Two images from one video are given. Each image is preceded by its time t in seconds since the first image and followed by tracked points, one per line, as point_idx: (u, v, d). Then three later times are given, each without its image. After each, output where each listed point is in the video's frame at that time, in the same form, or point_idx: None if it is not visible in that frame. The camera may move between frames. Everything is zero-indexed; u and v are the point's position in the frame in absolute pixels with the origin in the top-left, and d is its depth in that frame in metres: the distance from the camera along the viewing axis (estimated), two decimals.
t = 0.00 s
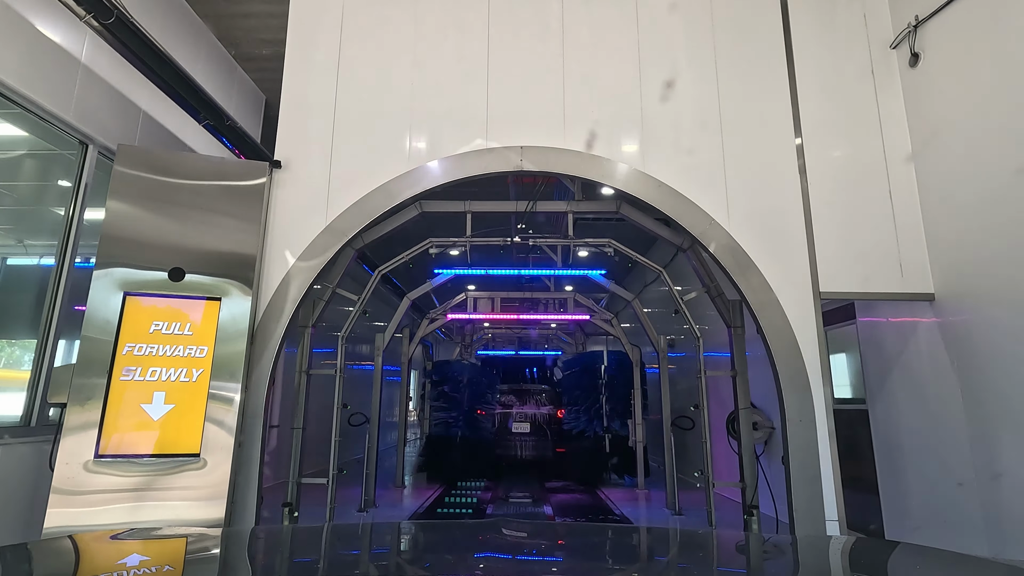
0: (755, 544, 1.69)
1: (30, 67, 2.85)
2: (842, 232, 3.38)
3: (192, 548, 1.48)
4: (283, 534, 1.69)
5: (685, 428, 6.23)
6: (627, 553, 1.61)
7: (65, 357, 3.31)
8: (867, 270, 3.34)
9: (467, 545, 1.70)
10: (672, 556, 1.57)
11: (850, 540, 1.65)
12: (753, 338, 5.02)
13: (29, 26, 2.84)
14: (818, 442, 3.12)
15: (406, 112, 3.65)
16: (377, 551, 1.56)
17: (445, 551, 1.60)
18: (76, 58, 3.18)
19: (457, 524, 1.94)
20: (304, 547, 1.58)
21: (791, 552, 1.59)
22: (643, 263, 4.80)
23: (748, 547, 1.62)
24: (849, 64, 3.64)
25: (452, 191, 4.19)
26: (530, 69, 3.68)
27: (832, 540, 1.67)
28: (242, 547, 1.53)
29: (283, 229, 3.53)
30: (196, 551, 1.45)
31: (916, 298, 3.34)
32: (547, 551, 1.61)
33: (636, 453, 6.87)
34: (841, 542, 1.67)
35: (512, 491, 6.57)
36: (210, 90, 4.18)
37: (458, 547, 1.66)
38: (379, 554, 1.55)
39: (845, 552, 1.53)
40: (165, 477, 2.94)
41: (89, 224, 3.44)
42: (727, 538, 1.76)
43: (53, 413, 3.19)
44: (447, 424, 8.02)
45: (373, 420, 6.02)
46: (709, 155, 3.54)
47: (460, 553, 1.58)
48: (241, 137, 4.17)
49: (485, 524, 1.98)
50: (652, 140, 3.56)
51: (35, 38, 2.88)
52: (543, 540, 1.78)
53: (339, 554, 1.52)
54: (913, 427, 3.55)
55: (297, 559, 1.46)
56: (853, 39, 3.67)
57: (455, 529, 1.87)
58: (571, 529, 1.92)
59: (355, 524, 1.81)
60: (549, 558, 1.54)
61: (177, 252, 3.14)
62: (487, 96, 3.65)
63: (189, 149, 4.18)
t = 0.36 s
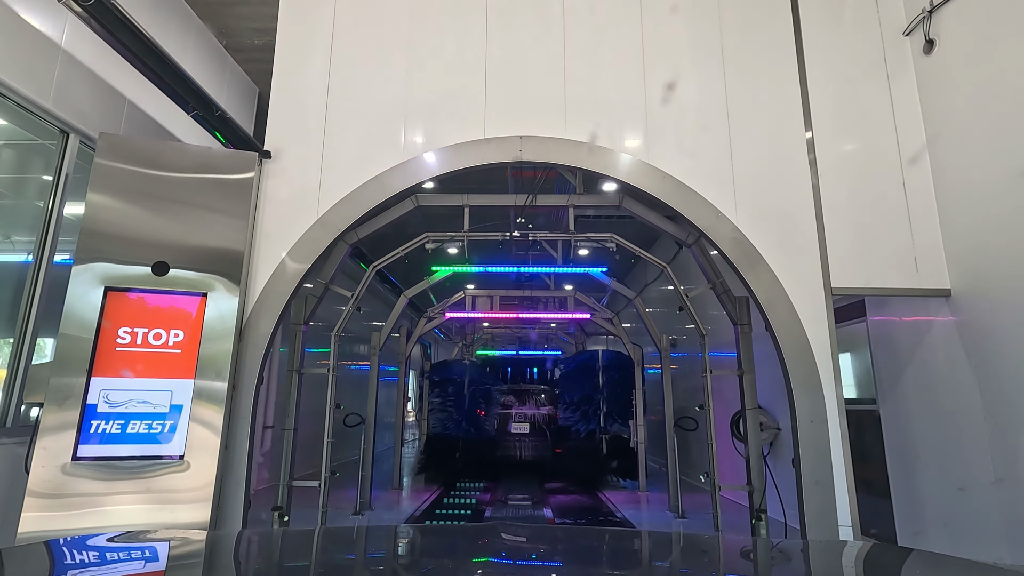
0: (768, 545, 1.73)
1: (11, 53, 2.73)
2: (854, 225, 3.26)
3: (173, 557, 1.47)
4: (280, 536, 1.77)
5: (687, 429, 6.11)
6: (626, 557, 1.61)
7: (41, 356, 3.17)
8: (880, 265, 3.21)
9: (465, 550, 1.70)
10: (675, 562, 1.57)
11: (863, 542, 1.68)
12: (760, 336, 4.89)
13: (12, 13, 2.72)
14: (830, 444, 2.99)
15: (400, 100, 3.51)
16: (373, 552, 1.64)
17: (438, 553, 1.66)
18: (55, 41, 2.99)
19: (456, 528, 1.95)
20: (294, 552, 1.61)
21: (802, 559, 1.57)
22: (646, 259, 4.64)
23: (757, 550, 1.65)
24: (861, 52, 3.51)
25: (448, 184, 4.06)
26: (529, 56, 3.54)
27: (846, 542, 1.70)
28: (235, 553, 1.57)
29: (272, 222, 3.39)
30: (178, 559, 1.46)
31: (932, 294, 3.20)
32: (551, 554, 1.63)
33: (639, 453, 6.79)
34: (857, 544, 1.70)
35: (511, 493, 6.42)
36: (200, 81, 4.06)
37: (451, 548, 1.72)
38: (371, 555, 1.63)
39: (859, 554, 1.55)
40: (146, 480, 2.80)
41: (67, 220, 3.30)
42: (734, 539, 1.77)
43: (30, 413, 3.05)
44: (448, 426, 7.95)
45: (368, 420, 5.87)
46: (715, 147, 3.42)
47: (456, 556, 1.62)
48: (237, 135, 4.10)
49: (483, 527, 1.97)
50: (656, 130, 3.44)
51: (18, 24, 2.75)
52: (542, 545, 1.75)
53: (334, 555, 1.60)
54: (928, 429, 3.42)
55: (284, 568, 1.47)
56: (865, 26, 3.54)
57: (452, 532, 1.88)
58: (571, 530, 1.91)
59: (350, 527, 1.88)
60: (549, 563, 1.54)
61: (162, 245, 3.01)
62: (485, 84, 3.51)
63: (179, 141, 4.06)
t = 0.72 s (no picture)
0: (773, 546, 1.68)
1: None
2: (861, 222, 3.18)
3: (162, 560, 1.38)
4: (275, 539, 1.67)
5: (689, 430, 6.00)
6: (627, 557, 1.55)
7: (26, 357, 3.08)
8: (888, 262, 3.14)
9: (469, 552, 1.64)
10: (676, 562, 1.52)
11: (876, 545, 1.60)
12: (764, 336, 4.80)
13: None
14: (838, 446, 2.91)
15: (397, 94, 3.43)
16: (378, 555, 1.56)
17: (444, 556, 1.58)
18: (42, 32, 2.89)
19: (458, 529, 1.89)
20: (290, 555, 1.52)
21: (809, 558, 1.53)
22: (648, 257, 4.54)
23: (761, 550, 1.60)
24: (868, 45, 3.44)
25: (445, 181, 3.97)
26: (529, 49, 3.46)
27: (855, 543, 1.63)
28: (227, 556, 1.48)
29: (265, 219, 3.31)
30: (167, 562, 1.37)
31: (941, 292, 3.12)
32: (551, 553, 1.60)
33: (640, 455, 6.64)
34: (867, 546, 1.62)
35: (510, 495, 6.32)
36: (193, 76, 3.97)
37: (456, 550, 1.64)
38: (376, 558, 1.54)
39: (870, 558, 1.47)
40: (134, 483, 2.72)
41: (53, 218, 3.21)
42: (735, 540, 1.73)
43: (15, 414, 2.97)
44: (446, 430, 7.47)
45: (365, 421, 5.77)
46: (719, 141, 3.34)
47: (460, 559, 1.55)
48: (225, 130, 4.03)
49: (485, 529, 1.91)
50: (659, 125, 3.36)
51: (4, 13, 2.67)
52: (542, 545, 1.72)
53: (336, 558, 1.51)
54: (937, 430, 3.34)
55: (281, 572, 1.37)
56: (872, 19, 3.46)
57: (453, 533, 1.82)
58: (571, 530, 1.86)
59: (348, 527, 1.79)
60: (540, 563, 1.49)
61: (152, 242, 2.94)
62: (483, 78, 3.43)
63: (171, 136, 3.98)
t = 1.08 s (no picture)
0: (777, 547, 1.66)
1: None
2: (869, 219, 3.10)
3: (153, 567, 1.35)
4: (269, 541, 1.68)
5: (691, 431, 5.87)
6: (626, 556, 1.59)
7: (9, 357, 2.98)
8: (897, 259, 3.06)
9: (467, 554, 1.64)
10: (677, 566, 1.51)
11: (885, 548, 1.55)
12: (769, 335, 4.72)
13: None
14: (847, 448, 2.82)
15: (394, 87, 3.35)
16: (375, 556, 1.57)
17: (439, 556, 1.58)
18: (26, 22, 2.80)
19: (455, 530, 1.88)
20: (288, 559, 1.51)
21: (813, 560, 1.51)
22: (650, 255, 4.45)
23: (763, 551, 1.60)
24: (876, 37, 3.36)
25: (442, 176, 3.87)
26: (529, 41, 3.38)
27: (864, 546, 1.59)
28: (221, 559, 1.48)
29: (257, 214, 3.22)
30: (154, 568, 1.35)
31: (952, 290, 3.04)
32: (546, 558, 1.58)
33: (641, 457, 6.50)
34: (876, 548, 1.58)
35: (509, 498, 6.20)
36: (186, 69, 3.89)
37: (456, 549, 1.65)
38: (374, 559, 1.54)
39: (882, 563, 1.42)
40: (120, 487, 2.62)
41: (38, 214, 3.11)
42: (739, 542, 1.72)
43: None
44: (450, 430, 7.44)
45: (362, 423, 5.66)
46: (724, 136, 3.26)
47: (457, 560, 1.55)
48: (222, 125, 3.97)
49: (484, 533, 1.88)
50: (662, 119, 3.28)
51: None
52: (540, 546, 1.73)
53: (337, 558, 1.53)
54: (948, 432, 3.26)
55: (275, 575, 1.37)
56: (880, 10, 3.38)
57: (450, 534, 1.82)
58: (569, 533, 1.86)
59: (345, 529, 1.79)
60: (535, 565, 1.51)
61: (140, 238, 2.85)
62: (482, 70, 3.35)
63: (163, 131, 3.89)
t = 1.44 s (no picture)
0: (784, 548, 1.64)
1: None
2: (878, 214, 3.02)
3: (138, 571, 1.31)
4: (261, 542, 1.67)
5: (695, 431, 5.73)
6: (625, 557, 1.59)
7: None
8: (907, 255, 2.97)
9: (464, 555, 1.60)
10: (679, 568, 1.49)
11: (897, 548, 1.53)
12: (773, 334, 4.63)
13: None
14: (857, 450, 2.73)
15: (389, 79, 3.26)
16: (372, 557, 1.56)
17: (435, 558, 1.57)
18: (10, 10, 2.72)
19: (454, 530, 1.85)
20: (281, 562, 1.49)
21: (819, 561, 1.49)
22: (653, 251, 4.34)
23: (768, 553, 1.58)
24: (885, 28, 3.27)
25: (440, 171, 3.78)
26: (529, 32, 3.29)
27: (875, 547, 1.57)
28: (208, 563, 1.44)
29: (249, 208, 3.14)
30: (141, 572, 1.31)
31: (965, 287, 2.96)
32: (544, 562, 1.52)
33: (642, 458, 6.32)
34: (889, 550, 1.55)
35: (508, 499, 6.12)
36: (177, 62, 3.80)
37: (448, 551, 1.63)
38: (367, 561, 1.53)
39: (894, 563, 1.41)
40: (105, 490, 2.53)
41: (21, 209, 3.01)
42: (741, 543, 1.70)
43: None
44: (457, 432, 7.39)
45: (359, 424, 5.56)
46: (729, 129, 3.18)
47: (450, 562, 1.54)
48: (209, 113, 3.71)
49: (485, 533, 1.83)
50: (665, 111, 3.19)
51: None
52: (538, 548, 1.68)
53: (328, 561, 1.51)
54: (960, 434, 3.17)
55: None
56: None
57: (448, 534, 1.79)
58: (568, 536, 1.80)
59: (341, 531, 1.77)
60: (529, 566, 1.49)
61: (128, 232, 2.77)
62: (480, 61, 3.26)
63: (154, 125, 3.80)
